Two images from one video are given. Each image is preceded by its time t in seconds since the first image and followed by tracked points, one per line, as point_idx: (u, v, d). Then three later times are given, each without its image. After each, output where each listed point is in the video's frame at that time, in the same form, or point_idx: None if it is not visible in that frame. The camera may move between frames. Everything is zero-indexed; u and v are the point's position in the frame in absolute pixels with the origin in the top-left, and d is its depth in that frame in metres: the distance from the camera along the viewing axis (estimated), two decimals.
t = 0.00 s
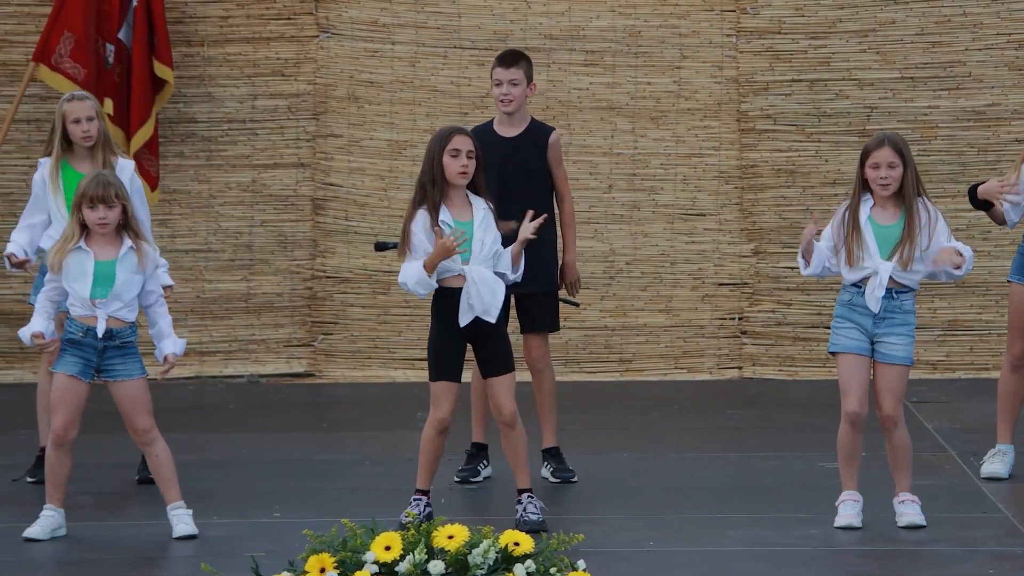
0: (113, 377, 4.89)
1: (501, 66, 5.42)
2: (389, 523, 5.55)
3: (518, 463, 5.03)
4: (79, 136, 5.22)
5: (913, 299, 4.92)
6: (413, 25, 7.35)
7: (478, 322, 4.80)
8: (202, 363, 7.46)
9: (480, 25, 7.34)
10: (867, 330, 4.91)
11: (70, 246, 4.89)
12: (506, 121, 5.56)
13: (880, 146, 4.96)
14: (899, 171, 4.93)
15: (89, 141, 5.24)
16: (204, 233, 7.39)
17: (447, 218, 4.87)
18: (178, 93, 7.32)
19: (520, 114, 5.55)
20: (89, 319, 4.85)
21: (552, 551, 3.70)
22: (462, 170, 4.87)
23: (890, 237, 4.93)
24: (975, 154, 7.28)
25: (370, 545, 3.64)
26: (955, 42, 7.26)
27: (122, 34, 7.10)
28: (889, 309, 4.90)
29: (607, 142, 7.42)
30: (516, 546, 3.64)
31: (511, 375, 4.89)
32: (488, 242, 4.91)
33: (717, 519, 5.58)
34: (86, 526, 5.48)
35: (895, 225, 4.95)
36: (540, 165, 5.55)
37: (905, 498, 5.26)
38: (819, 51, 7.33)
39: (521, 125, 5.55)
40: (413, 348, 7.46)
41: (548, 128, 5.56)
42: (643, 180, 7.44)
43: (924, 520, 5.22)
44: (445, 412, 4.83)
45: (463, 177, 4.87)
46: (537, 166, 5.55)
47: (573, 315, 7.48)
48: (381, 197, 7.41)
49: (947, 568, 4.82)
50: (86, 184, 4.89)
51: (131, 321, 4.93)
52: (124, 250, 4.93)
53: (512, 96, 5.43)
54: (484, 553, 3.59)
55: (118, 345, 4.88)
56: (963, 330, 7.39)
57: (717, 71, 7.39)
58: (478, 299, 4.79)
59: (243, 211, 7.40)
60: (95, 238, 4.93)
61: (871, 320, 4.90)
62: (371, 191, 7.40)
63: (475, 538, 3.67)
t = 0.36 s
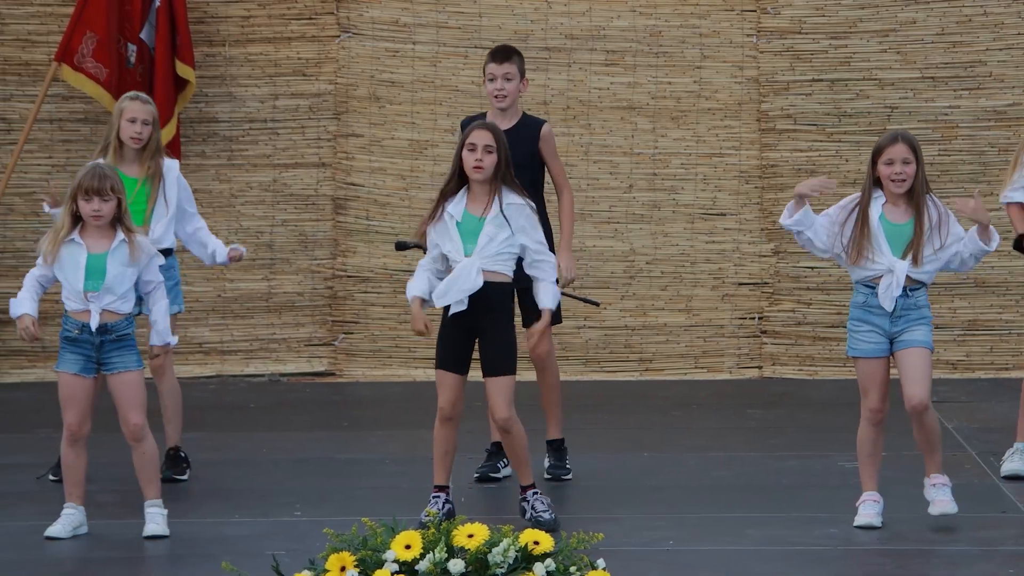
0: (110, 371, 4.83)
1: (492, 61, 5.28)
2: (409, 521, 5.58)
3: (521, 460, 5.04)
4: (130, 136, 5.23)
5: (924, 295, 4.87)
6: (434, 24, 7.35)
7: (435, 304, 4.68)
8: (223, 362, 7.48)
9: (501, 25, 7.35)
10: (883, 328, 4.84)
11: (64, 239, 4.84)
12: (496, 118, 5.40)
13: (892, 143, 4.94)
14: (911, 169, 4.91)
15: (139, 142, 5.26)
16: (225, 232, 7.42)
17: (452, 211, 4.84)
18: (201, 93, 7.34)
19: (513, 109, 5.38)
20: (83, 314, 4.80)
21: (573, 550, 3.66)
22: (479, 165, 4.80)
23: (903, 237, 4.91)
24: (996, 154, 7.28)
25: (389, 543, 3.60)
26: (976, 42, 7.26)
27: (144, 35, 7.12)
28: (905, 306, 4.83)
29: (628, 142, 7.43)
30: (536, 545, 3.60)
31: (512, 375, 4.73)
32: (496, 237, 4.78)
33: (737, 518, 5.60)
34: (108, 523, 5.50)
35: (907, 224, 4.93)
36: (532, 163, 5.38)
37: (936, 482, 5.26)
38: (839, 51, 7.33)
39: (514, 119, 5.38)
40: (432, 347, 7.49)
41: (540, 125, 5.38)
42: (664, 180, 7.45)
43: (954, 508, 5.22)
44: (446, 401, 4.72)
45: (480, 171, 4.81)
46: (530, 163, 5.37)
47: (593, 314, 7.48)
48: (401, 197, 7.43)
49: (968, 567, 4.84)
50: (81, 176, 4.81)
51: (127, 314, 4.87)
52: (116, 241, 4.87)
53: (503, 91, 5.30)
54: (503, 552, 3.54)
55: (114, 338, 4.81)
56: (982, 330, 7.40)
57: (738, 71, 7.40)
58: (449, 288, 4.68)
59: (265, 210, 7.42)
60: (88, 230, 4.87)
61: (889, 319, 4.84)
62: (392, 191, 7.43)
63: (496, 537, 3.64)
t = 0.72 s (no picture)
0: (157, 366, 5.19)
1: (502, 77, 5.61)
2: (438, 511, 5.89)
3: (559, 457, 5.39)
4: (193, 146, 5.65)
5: (955, 295, 5.20)
6: (459, 34, 7.65)
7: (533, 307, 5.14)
8: (256, 358, 7.78)
9: (523, 34, 7.65)
10: (914, 329, 5.20)
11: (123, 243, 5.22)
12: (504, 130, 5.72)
13: (917, 155, 5.23)
14: (934, 182, 5.20)
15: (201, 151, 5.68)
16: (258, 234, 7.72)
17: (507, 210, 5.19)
18: (236, 99, 7.62)
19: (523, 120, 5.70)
20: (134, 311, 5.19)
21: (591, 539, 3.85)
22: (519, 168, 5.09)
23: (926, 243, 5.24)
24: (999, 158, 7.58)
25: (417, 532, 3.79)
26: (980, 51, 7.56)
27: (182, 44, 7.39)
28: (934, 305, 5.17)
29: (645, 147, 7.72)
30: (557, 534, 3.77)
31: (564, 369, 5.19)
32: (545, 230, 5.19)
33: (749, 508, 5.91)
34: (151, 511, 5.81)
35: (926, 228, 5.25)
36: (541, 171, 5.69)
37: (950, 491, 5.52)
38: (849, 59, 7.62)
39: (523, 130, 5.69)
40: (457, 344, 7.80)
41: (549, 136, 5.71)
42: (680, 184, 7.74)
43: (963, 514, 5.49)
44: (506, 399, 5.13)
45: (524, 173, 5.10)
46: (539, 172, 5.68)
47: (612, 313, 7.77)
48: (427, 199, 7.73)
49: (967, 554, 5.14)
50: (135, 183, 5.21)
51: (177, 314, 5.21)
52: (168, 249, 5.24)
53: (513, 104, 5.62)
54: (525, 541, 3.71)
55: (160, 334, 5.17)
56: (987, 327, 7.69)
57: (751, 79, 7.68)
58: (539, 285, 5.14)
59: (296, 212, 7.72)
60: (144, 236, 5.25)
61: (918, 319, 5.19)
62: (419, 194, 7.73)
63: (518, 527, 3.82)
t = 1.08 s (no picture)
0: (162, 363, 5.20)
1: (530, 81, 5.58)
2: (459, 506, 5.92)
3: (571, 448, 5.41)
4: (209, 150, 5.60)
5: (978, 288, 5.20)
6: (481, 31, 7.67)
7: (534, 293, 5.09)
8: (279, 353, 7.82)
9: (545, 31, 7.67)
10: (935, 324, 5.20)
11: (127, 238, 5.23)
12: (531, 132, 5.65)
13: (939, 147, 5.23)
14: (957, 173, 5.20)
15: (218, 155, 5.63)
16: (281, 230, 7.75)
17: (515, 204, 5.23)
18: (259, 96, 7.66)
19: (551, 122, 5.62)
20: (136, 306, 5.17)
21: (611, 535, 3.90)
22: (529, 166, 5.18)
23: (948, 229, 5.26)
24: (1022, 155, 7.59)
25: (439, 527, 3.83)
26: (1002, 48, 7.56)
27: (206, 40, 7.42)
28: (956, 302, 5.18)
29: (667, 143, 7.73)
30: (578, 530, 3.78)
31: (564, 366, 5.23)
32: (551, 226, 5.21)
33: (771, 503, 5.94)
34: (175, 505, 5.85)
35: (953, 219, 5.28)
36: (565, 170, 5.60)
37: (974, 489, 5.54)
38: (871, 56, 7.63)
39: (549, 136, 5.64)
40: (479, 340, 7.83)
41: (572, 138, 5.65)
42: (702, 180, 7.75)
43: (987, 510, 5.51)
44: (511, 394, 5.17)
45: (531, 172, 5.20)
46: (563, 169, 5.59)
47: (633, 309, 7.79)
48: (450, 196, 7.76)
49: (987, 550, 5.16)
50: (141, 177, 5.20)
51: (177, 308, 5.22)
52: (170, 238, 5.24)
53: (540, 108, 5.57)
54: (547, 537, 3.73)
55: (165, 332, 5.17)
56: (1008, 324, 7.69)
57: (773, 76, 7.69)
58: (541, 273, 5.11)
59: (319, 209, 7.75)
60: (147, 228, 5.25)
61: (938, 314, 5.20)
62: (441, 190, 7.76)
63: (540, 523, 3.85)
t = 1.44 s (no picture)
0: (179, 357, 5.17)
1: (564, 72, 5.52)
2: (494, 503, 5.92)
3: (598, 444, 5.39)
4: (228, 139, 5.53)
5: (1000, 290, 5.15)
6: (517, 29, 7.67)
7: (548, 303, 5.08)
8: (315, 351, 7.82)
9: (581, 29, 7.67)
10: (954, 324, 5.18)
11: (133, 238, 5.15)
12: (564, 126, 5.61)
13: (970, 144, 5.19)
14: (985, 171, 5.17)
15: (237, 146, 5.56)
16: (318, 228, 7.76)
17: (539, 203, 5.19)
18: (295, 94, 7.68)
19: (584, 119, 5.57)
20: (151, 304, 5.14)
21: (648, 533, 3.84)
22: (558, 167, 5.12)
23: (975, 227, 5.21)
24: None
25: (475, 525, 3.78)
26: None
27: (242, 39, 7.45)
28: (975, 303, 5.14)
29: (703, 141, 7.72)
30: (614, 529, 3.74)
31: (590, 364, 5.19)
32: (581, 231, 5.14)
33: (807, 502, 5.92)
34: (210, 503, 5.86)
35: (980, 217, 5.22)
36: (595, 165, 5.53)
37: (1013, 488, 5.51)
38: (908, 54, 7.61)
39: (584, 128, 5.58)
40: (515, 338, 7.82)
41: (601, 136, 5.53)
42: (738, 178, 7.73)
43: None
44: (543, 388, 5.14)
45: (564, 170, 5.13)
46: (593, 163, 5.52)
47: (669, 307, 7.78)
48: (486, 193, 7.75)
49: None
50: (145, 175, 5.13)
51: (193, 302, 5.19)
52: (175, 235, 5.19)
53: (575, 100, 5.51)
54: (583, 534, 3.69)
55: (181, 326, 5.15)
56: None
57: (810, 73, 7.68)
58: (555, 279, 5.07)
59: (355, 207, 7.76)
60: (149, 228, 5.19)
61: (958, 314, 5.16)
62: (477, 188, 7.75)
63: (576, 520, 3.80)
